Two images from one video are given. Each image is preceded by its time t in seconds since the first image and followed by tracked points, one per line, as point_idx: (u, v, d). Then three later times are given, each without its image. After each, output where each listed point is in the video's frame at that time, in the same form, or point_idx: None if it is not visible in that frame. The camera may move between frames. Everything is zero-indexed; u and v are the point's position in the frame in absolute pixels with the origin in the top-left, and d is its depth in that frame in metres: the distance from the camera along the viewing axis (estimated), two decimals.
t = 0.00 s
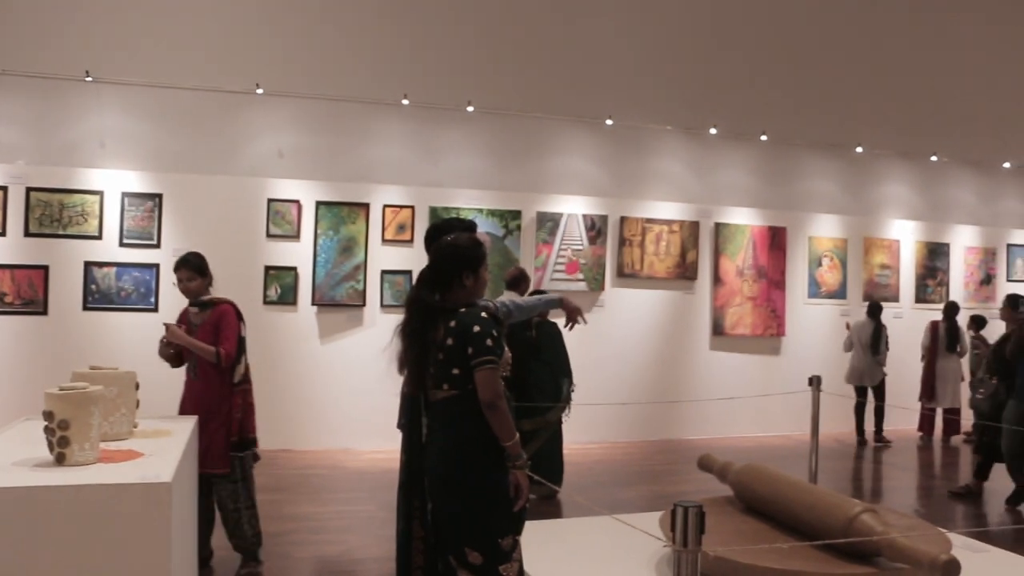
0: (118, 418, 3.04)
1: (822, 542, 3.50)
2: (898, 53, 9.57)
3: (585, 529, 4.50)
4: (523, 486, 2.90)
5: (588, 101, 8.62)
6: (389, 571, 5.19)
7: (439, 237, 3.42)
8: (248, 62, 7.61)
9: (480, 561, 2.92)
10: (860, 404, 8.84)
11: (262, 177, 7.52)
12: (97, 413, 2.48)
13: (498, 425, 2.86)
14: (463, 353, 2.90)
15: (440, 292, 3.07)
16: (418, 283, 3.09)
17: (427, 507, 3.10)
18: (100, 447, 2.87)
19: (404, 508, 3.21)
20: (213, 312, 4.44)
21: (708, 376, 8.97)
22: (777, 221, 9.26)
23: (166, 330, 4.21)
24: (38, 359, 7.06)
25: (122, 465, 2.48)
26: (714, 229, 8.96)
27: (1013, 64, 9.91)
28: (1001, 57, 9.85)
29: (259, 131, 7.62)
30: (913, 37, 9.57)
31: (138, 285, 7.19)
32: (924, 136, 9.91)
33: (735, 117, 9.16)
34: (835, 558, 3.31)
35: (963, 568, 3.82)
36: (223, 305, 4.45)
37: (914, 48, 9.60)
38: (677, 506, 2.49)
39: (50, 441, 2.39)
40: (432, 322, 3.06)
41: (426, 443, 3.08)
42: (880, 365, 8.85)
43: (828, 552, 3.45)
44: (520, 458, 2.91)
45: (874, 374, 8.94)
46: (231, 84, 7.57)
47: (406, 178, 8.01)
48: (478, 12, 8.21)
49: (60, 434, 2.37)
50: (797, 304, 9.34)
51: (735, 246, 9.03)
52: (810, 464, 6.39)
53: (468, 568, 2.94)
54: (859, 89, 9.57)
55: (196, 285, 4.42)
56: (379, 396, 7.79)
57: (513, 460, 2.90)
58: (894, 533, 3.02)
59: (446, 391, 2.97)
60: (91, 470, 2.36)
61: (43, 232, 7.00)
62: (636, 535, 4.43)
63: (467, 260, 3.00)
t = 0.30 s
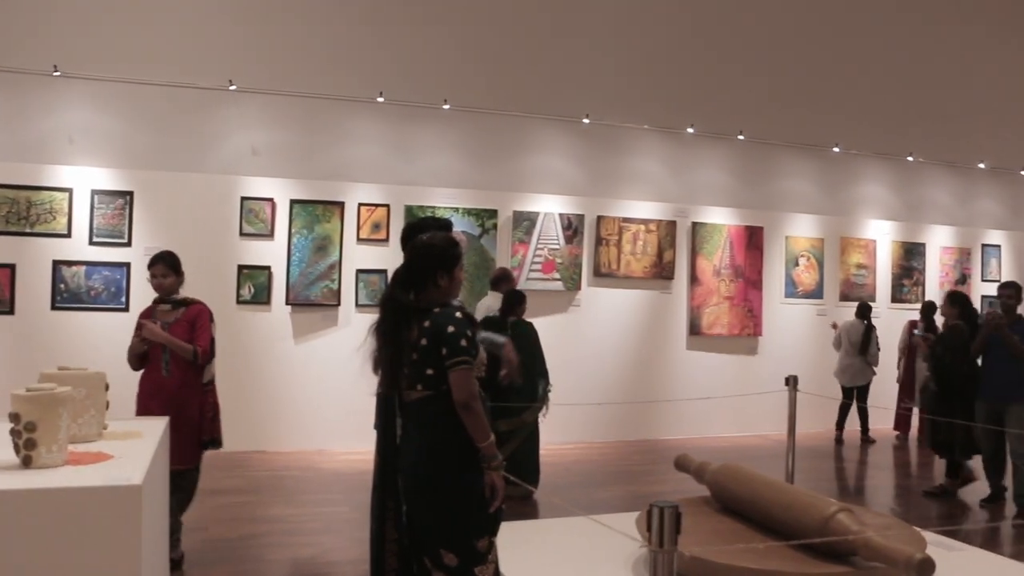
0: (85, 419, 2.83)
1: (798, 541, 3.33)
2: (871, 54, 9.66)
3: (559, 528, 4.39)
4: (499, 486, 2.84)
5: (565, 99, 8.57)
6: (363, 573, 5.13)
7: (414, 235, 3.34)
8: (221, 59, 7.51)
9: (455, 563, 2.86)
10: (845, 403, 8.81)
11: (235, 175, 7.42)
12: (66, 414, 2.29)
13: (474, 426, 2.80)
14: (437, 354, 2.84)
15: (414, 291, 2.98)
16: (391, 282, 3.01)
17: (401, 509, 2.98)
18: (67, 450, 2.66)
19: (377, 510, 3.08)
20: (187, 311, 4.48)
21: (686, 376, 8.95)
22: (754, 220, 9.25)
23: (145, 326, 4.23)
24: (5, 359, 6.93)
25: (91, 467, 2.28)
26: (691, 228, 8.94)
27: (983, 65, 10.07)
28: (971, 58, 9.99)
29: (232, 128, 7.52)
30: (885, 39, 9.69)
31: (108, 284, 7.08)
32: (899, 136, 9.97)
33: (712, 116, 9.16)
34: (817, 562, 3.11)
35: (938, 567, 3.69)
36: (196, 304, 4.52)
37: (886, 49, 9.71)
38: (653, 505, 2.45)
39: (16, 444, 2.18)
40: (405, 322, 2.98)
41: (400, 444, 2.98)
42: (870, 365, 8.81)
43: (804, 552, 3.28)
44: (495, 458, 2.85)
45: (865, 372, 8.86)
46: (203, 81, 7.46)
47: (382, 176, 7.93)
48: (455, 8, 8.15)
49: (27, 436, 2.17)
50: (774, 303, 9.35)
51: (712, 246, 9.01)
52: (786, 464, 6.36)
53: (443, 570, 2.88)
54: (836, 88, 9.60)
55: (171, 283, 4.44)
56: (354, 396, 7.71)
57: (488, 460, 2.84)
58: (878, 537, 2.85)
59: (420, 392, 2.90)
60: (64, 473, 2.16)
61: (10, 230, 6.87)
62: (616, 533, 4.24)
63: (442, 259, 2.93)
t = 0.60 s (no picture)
0: (58, 419, 2.87)
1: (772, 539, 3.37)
2: (844, 56, 9.78)
3: (533, 528, 4.34)
4: (472, 486, 2.86)
5: (542, 99, 8.59)
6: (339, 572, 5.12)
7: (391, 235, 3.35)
8: (196, 57, 7.48)
9: (430, 562, 2.85)
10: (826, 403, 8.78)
11: (210, 174, 7.39)
12: (38, 415, 2.30)
13: (448, 426, 2.81)
14: (412, 354, 2.84)
15: (390, 291, 2.99)
16: (368, 281, 3.02)
17: (376, 509, 2.96)
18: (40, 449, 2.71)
19: (351, 509, 3.06)
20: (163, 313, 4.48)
21: (661, 375, 9.00)
22: (730, 220, 9.30)
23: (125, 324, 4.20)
24: None
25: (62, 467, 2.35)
26: (666, 228, 8.98)
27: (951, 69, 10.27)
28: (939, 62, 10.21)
29: (208, 127, 7.49)
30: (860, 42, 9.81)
31: (81, 283, 7.03)
32: (872, 138, 10.10)
33: (688, 117, 9.22)
34: (791, 559, 3.16)
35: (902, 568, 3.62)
36: (173, 308, 4.53)
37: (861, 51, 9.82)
38: (628, 504, 2.40)
39: None
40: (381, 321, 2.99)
41: (375, 444, 2.97)
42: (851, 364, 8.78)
43: (778, 549, 3.32)
44: (469, 458, 2.87)
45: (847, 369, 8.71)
46: (179, 79, 7.42)
47: (358, 176, 7.92)
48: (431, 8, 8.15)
49: None
50: (748, 303, 9.42)
51: (687, 245, 9.06)
52: (761, 462, 6.40)
53: (418, 569, 2.88)
54: (809, 90, 9.71)
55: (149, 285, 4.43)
56: (330, 396, 7.70)
57: (462, 460, 2.86)
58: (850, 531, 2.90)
59: (395, 391, 2.89)
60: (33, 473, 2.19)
61: None
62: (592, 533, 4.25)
63: (418, 259, 2.94)
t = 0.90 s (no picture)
0: (29, 420, 2.97)
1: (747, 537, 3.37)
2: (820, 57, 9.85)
3: (511, 528, 4.33)
4: (449, 486, 2.86)
5: (519, 98, 8.59)
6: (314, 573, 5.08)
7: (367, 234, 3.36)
8: (171, 53, 7.41)
9: (407, 562, 2.84)
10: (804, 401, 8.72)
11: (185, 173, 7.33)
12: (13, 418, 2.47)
13: (425, 426, 2.81)
14: (388, 353, 2.82)
15: (366, 290, 2.98)
16: (343, 280, 2.99)
17: (350, 510, 2.91)
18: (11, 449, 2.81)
19: (324, 512, 3.00)
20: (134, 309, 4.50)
21: (636, 375, 9.02)
22: (706, 220, 9.34)
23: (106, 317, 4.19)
24: None
25: (31, 469, 2.51)
26: (643, 228, 9.00)
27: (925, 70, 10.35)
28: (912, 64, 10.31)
29: (183, 124, 7.43)
30: (840, 41, 9.80)
31: (53, 282, 6.94)
32: (846, 139, 10.20)
33: (666, 117, 9.25)
34: (769, 559, 3.12)
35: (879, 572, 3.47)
36: (142, 303, 4.57)
37: (838, 51, 9.85)
38: (605, 503, 2.45)
39: None
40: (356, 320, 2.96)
41: (350, 444, 2.94)
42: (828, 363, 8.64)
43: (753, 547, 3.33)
44: (446, 458, 2.87)
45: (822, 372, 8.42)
46: (153, 76, 7.35)
47: (334, 174, 7.88)
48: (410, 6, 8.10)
49: None
50: (724, 303, 9.45)
51: (664, 245, 9.08)
52: (737, 461, 6.42)
53: (394, 569, 2.86)
54: (785, 91, 9.78)
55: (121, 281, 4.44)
56: (306, 395, 7.66)
57: (439, 460, 2.86)
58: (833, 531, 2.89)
59: (371, 391, 2.87)
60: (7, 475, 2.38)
61: None
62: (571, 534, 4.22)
63: (394, 258, 2.93)
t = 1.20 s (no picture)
0: None
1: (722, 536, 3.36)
2: (793, 59, 9.97)
3: (483, 527, 4.32)
4: (423, 486, 2.85)
5: (494, 98, 8.61)
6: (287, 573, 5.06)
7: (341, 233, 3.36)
8: (144, 50, 7.36)
9: (381, 562, 2.83)
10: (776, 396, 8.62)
11: (158, 170, 7.26)
12: None
13: (399, 426, 2.79)
14: (362, 353, 2.80)
15: (341, 289, 2.97)
16: (317, 279, 2.97)
17: (326, 509, 2.90)
18: None
19: (299, 509, 2.99)
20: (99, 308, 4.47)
21: (611, 374, 9.03)
22: (681, 220, 9.38)
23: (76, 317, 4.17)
24: None
25: None
26: (618, 228, 9.01)
27: (894, 73, 10.53)
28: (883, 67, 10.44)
29: (156, 121, 7.36)
30: (808, 45, 9.99)
31: (22, 282, 6.85)
32: (819, 140, 10.32)
33: (641, 118, 9.29)
34: (741, 557, 3.12)
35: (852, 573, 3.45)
36: (106, 303, 4.54)
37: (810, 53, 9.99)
38: (577, 503, 2.46)
39: None
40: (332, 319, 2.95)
41: (324, 443, 2.92)
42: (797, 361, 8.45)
43: (727, 545, 3.32)
44: (421, 458, 2.86)
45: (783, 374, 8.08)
46: (125, 73, 7.29)
47: (309, 173, 7.84)
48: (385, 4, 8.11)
49: None
50: (698, 302, 9.49)
51: (639, 245, 9.10)
52: (712, 460, 6.44)
53: (368, 569, 2.85)
54: (759, 92, 9.87)
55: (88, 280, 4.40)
56: (280, 395, 7.62)
57: (413, 460, 2.84)
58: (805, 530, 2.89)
59: (345, 390, 2.85)
60: None
61: None
62: (540, 532, 4.22)
63: (368, 258, 2.93)
